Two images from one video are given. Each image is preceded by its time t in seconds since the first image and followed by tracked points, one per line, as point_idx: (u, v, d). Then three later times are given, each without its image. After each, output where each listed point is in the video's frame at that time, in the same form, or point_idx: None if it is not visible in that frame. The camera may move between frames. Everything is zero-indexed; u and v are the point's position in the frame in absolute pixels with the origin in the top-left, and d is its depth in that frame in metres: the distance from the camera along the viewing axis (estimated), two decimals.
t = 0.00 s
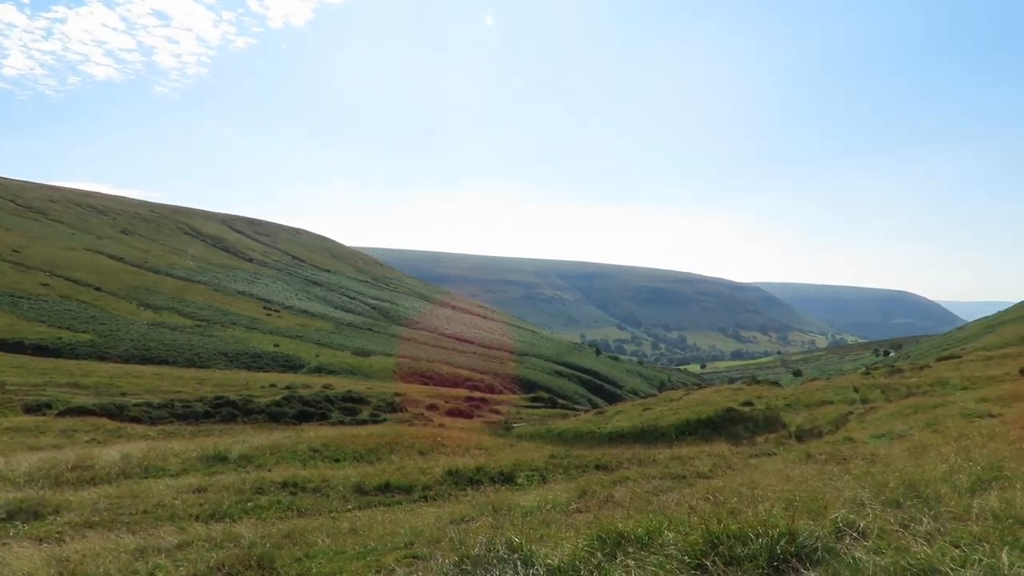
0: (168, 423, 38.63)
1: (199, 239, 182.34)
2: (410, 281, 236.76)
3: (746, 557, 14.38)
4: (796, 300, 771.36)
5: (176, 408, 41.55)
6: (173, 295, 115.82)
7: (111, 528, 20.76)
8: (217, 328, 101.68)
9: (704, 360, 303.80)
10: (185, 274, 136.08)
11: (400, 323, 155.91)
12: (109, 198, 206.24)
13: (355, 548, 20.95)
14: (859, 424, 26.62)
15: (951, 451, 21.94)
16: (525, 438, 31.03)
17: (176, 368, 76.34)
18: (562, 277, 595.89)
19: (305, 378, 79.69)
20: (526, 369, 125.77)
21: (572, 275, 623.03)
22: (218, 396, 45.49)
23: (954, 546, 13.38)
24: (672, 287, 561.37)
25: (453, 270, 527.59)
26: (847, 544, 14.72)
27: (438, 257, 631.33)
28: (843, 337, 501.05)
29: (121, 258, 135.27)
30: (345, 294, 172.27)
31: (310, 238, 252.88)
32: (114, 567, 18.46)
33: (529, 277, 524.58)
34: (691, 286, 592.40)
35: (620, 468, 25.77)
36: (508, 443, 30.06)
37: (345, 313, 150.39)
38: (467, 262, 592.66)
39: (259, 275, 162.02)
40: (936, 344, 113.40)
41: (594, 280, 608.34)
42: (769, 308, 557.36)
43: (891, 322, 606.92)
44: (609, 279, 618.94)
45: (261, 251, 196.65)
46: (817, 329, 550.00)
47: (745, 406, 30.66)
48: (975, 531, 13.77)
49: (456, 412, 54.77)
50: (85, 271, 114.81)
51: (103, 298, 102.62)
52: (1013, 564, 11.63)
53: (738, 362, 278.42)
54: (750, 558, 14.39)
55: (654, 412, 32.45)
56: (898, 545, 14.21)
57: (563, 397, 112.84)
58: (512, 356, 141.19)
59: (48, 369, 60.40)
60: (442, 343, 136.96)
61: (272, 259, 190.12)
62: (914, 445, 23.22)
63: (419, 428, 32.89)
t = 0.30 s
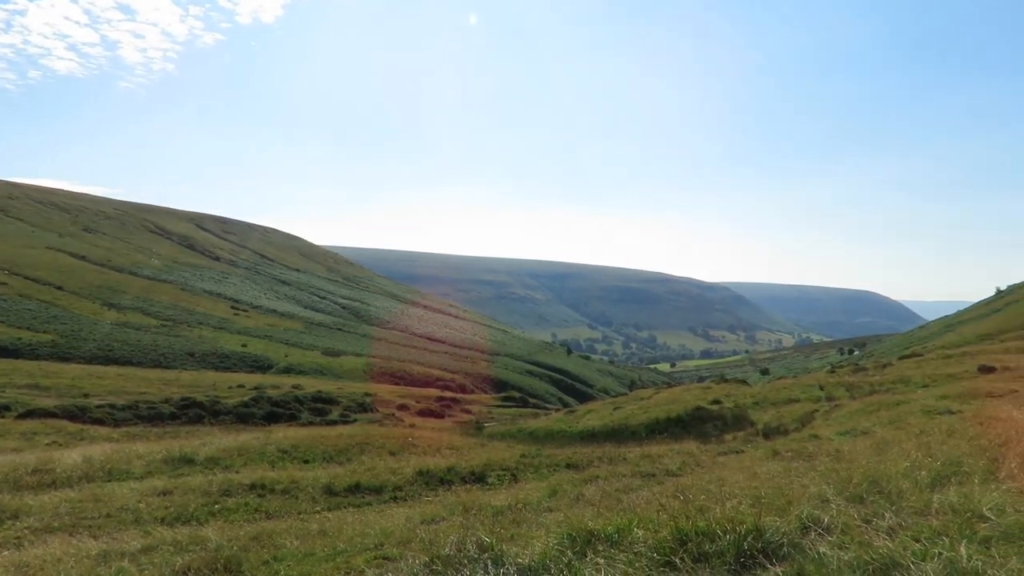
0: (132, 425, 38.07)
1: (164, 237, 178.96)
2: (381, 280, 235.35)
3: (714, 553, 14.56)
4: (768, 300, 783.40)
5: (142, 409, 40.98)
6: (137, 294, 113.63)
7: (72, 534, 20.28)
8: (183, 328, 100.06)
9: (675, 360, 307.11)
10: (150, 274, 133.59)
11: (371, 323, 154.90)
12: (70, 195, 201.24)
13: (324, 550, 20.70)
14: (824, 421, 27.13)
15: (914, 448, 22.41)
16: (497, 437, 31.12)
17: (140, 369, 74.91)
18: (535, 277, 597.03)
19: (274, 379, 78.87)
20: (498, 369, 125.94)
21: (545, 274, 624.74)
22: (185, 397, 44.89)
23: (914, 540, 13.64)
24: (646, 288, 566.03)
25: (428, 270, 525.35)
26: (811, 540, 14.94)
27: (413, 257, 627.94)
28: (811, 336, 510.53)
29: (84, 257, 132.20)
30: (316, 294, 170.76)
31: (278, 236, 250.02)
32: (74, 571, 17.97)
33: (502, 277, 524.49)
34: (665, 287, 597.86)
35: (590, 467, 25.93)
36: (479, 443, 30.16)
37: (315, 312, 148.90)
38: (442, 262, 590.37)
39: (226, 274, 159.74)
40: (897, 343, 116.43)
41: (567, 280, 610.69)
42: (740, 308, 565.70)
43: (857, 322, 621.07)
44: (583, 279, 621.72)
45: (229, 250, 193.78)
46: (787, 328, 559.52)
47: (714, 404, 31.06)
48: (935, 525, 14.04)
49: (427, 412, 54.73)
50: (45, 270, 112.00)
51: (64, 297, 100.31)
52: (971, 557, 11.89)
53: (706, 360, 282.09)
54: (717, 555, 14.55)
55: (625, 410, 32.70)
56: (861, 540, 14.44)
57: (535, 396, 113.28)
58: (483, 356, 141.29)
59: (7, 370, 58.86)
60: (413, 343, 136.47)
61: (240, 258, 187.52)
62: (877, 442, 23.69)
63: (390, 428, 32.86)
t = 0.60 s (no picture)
0: (91, 427, 37.33)
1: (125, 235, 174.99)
2: (349, 280, 233.37)
3: (678, 550, 14.73)
4: (738, 299, 795.97)
5: (102, 410, 40.21)
6: (96, 293, 111.09)
7: (28, 538, 19.74)
8: (144, 328, 98.13)
9: (643, 359, 310.65)
10: (110, 272, 130.56)
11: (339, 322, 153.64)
12: (25, 191, 195.16)
13: (290, 552, 20.40)
14: (787, 419, 27.67)
15: (872, 444, 22.99)
16: (465, 437, 31.15)
17: (99, 370, 73.24)
18: (507, 276, 597.28)
19: (239, 379, 77.81)
20: (466, 368, 125.94)
21: (517, 274, 625.30)
22: (148, 398, 44.17)
23: (872, 534, 13.92)
24: (619, 287, 570.41)
25: (400, 269, 521.87)
26: (773, 536, 15.18)
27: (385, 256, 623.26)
28: (776, 335, 520.19)
29: (42, 255, 128.35)
30: (282, 293, 168.74)
31: (242, 235, 246.05)
32: None
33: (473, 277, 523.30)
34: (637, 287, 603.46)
35: (558, 466, 26.09)
36: (447, 443, 30.21)
37: (280, 312, 147.13)
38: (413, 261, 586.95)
39: (189, 273, 156.93)
40: (856, 342, 119.70)
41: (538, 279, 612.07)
42: (707, 308, 573.50)
43: (822, 321, 634.19)
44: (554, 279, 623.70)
45: (192, 248, 190.27)
46: (754, 328, 570.05)
47: (679, 403, 31.47)
48: (892, 519, 14.35)
49: (394, 413, 54.58)
50: None
51: (20, 296, 97.48)
52: (926, 550, 12.15)
53: (673, 360, 285.47)
54: (682, 551, 14.72)
55: (592, 409, 32.99)
56: (821, 535, 14.69)
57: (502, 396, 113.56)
58: (452, 356, 141.16)
59: None
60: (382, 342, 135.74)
61: (203, 257, 184.33)
62: (837, 438, 24.24)
63: (357, 428, 32.71)
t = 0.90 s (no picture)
0: (45, 430, 36.35)
1: (81, 234, 170.45)
2: (315, 279, 230.86)
3: (643, 547, 14.82)
4: (709, 299, 806.28)
5: (57, 413, 39.21)
6: (52, 293, 108.11)
7: None
8: (102, 328, 95.85)
9: (611, 358, 312.74)
10: (67, 272, 127.08)
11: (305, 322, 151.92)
12: None
13: (253, 555, 20.01)
14: (750, 417, 28.09)
15: (831, 440, 23.47)
16: (431, 437, 31.04)
17: (54, 371, 71.28)
18: (478, 277, 596.64)
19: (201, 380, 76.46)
20: (434, 369, 125.72)
21: (488, 275, 625.07)
22: (106, 400, 43.15)
23: (832, 529, 14.08)
24: (588, 288, 574.17)
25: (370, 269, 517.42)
26: (736, 532, 15.34)
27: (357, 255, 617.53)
28: (741, 334, 529.42)
29: None
30: (245, 293, 166.22)
31: (205, 234, 241.61)
32: None
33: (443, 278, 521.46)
34: (608, 287, 607.37)
35: (524, 465, 26.13)
36: (413, 443, 30.11)
37: (243, 312, 144.98)
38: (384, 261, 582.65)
39: (149, 272, 153.69)
40: (818, 340, 122.24)
41: (509, 279, 612.52)
42: (675, 308, 580.46)
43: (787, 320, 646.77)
44: (525, 279, 624.90)
45: (152, 247, 186.30)
46: (722, 328, 578.20)
47: (646, 401, 31.77)
48: (851, 514, 14.55)
49: (360, 413, 54.20)
50: None
51: None
52: (884, 543, 12.28)
53: (638, 359, 288.61)
54: (647, 549, 14.79)
55: (559, 409, 33.15)
56: (783, 530, 14.86)
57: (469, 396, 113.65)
58: (419, 356, 140.71)
59: None
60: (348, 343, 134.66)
61: (164, 256, 180.63)
62: (799, 435, 24.68)
63: (322, 430, 32.39)
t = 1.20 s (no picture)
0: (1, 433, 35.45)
1: (41, 232, 166.04)
2: (283, 279, 228.07)
3: (612, 545, 14.92)
4: (682, 300, 815.42)
5: (15, 414, 38.27)
6: (10, 292, 105.16)
7: None
8: (62, 328, 93.54)
9: (584, 357, 314.50)
10: (26, 271, 123.74)
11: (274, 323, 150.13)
12: None
13: (219, 558, 19.69)
14: (717, 415, 28.52)
15: (795, 438, 23.94)
16: (401, 437, 30.96)
17: (12, 372, 69.41)
18: (451, 277, 595.03)
19: (164, 380, 75.13)
20: (404, 369, 125.35)
21: (461, 275, 623.76)
22: (68, 401, 42.19)
23: (796, 525, 14.32)
24: (561, 288, 576.80)
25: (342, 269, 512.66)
26: (704, 529, 15.52)
27: (331, 255, 611.10)
28: (710, 334, 537.03)
29: None
30: (210, 292, 163.58)
31: (169, 232, 237.14)
32: None
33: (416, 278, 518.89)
34: (583, 287, 612.15)
35: (495, 465, 26.18)
36: (382, 443, 30.01)
37: (208, 311, 142.77)
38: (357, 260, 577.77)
39: (110, 271, 150.36)
40: (786, 339, 124.52)
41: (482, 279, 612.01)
42: (646, 309, 585.89)
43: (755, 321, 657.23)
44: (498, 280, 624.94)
45: (115, 245, 182.23)
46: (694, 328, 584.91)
47: (616, 400, 32.09)
48: (814, 510, 14.81)
49: (328, 414, 53.80)
50: None
51: None
52: (846, 539, 12.51)
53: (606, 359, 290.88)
54: (616, 546, 14.91)
55: (529, 408, 33.31)
56: (748, 527, 15.08)
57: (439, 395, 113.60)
58: (390, 356, 140.04)
59: None
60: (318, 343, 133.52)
61: (127, 254, 176.97)
62: (765, 433, 25.12)
63: (290, 430, 32.11)
